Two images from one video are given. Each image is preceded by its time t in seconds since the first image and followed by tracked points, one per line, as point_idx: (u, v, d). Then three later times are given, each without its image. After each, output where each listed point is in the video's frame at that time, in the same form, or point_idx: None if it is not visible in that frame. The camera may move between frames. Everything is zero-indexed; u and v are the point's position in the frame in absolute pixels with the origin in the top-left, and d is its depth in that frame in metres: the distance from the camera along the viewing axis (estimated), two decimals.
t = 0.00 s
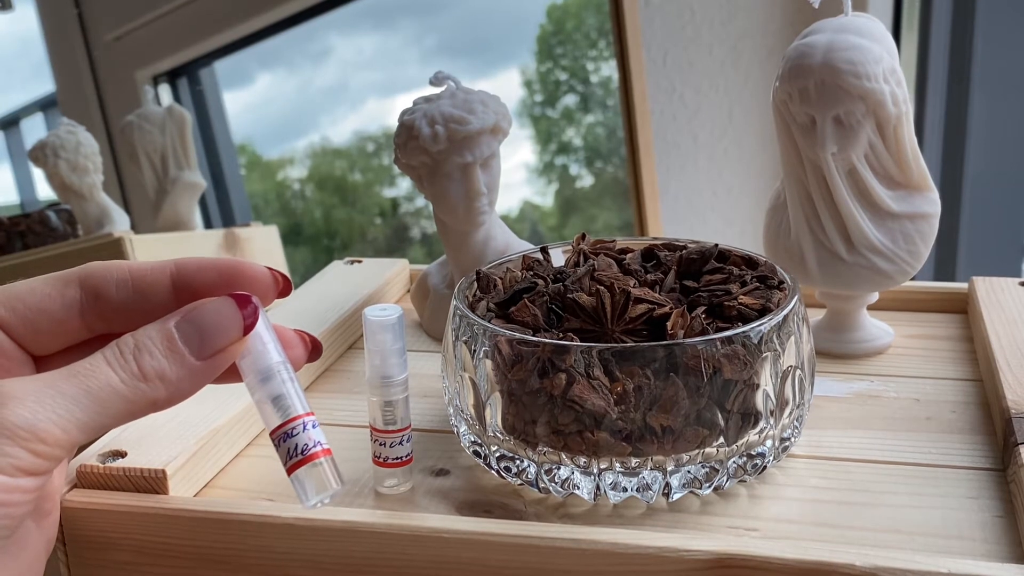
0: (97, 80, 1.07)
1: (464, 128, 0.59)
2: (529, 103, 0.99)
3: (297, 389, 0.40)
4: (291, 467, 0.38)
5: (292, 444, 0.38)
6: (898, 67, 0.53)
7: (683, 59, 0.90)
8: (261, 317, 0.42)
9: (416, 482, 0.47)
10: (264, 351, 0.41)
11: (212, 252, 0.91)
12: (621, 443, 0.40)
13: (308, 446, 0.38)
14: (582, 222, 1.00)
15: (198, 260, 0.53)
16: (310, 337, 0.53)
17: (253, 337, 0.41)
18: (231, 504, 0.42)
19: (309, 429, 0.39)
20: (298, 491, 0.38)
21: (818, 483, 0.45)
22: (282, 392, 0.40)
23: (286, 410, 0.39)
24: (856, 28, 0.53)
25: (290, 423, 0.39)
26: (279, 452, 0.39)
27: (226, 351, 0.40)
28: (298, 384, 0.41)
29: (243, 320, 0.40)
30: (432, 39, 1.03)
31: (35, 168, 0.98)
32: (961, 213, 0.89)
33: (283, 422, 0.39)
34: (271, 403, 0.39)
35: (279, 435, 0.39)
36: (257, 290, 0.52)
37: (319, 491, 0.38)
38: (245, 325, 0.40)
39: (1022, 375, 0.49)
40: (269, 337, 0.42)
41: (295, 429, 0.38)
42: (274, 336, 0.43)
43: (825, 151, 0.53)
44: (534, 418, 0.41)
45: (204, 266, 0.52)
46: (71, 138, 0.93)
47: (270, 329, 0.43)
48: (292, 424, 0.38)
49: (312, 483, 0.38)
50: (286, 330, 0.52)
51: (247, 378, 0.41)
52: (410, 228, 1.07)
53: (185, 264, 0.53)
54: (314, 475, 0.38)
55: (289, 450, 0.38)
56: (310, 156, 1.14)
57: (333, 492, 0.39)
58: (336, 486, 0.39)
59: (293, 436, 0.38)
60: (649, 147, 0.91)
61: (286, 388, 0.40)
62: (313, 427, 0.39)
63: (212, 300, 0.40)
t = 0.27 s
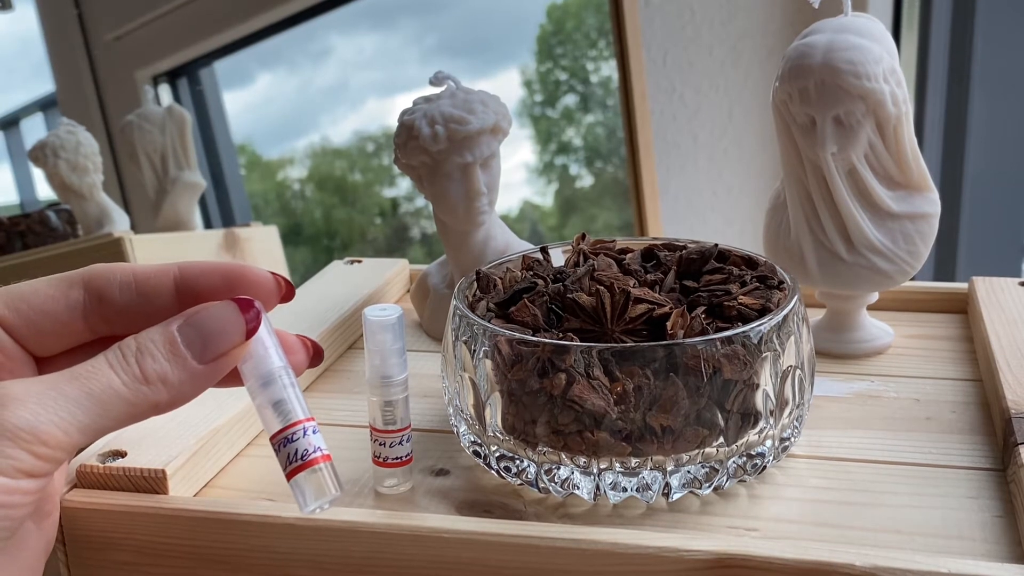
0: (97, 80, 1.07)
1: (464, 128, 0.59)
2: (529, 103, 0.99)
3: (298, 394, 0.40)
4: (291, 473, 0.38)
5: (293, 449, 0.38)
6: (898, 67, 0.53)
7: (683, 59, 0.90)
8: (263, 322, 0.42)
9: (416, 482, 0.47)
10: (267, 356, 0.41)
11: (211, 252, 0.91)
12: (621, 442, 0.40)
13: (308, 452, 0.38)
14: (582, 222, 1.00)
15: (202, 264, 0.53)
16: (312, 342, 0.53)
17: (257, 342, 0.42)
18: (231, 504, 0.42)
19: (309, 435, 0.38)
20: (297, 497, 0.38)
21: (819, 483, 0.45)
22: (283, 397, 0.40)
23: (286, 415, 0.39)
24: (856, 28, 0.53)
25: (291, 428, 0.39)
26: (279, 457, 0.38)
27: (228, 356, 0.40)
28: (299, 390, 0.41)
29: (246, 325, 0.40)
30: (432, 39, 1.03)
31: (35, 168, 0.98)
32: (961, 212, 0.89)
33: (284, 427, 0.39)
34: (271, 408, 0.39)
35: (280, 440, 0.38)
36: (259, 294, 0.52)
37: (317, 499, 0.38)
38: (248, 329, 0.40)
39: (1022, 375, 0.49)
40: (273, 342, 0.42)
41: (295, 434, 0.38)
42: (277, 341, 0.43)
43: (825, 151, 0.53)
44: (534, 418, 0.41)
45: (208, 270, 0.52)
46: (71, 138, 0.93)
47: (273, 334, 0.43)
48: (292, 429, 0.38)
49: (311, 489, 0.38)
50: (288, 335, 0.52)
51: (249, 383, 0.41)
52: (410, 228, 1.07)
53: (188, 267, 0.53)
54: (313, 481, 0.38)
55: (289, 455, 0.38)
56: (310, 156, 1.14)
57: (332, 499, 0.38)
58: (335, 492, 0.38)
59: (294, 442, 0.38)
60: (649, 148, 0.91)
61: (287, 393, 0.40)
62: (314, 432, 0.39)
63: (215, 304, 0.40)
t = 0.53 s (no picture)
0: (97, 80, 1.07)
1: (464, 128, 0.59)
2: (529, 103, 0.99)
3: (300, 398, 0.40)
4: (292, 476, 0.38)
5: (294, 452, 0.38)
6: (898, 67, 0.53)
7: (684, 59, 0.90)
8: (267, 326, 0.42)
9: (416, 481, 0.47)
10: (269, 359, 0.41)
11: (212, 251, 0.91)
12: (621, 442, 0.40)
13: (309, 455, 0.38)
14: (582, 222, 1.00)
15: (205, 266, 0.53)
16: (314, 345, 0.53)
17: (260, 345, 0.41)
18: (232, 504, 0.42)
19: (311, 438, 0.38)
20: (298, 500, 0.38)
21: (818, 483, 0.45)
22: (284, 400, 0.40)
23: (288, 418, 0.39)
24: (856, 28, 0.53)
25: (291, 431, 0.38)
26: (280, 459, 0.38)
27: (231, 358, 0.40)
28: (301, 394, 0.40)
29: (248, 327, 0.40)
30: (433, 39, 1.03)
31: (36, 168, 0.98)
32: (961, 212, 0.89)
33: (285, 430, 0.39)
34: (272, 410, 0.39)
35: (281, 443, 0.38)
36: (262, 297, 0.52)
37: (318, 502, 0.38)
38: (250, 331, 0.40)
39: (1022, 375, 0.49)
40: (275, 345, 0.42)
41: (296, 437, 0.38)
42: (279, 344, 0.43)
43: (825, 151, 0.53)
44: (534, 418, 0.41)
45: (211, 272, 0.53)
46: (71, 138, 0.93)
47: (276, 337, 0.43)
48: (293, 432, 0.38)
49: (311, 492, 0.38)
50: (290, 338, 0.52)
51: (250, 385, 0.41)
52: (410, 228, 1.07)
53: (192, 270, 0.53)
54: (314, 484, 0.38)
55: (289, 457, 0.38)
56: (310, 156, 1.14)
57: (332, 503, 0.38)
58: (336, 496, 0.38)
59: (295, 444, 0.38)
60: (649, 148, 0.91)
61: (289, 396, 0.40)
62: (315, 435, 0.39)
63: (217, 306, 0.40)
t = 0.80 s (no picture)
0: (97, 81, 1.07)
1: (464, 128, 0.59)
2: (529, 103, 0.99)
3: (302, 400, 0.40)
4: (294, 478, 0.38)
5: (296, 455, 0.38)
6: (898, 67, 0.53)
7: (684, 59, 0.90)
8: (270, 329, 0.42)
9: (416, 482, 0.47)
10: (272, 361, 0.41)
11: (212, 251, 0.91)
12: (621, 443, 0.40)
13: (312, 458, 0.38)
14: (582, 222, 1.00)
15: (209, 268, 0.53)
16: (316, 348, 0.53)
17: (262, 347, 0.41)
18: (232, 504, 0.42)
19: (314, 441, 0.38)
20: (300, 503, 0.38)
21: (818, 483, 0.45)
22: (287, 402, 0.39)
23: (290, 420, 0.39)
24: (856, 28, 0.53)
25: (294, 433, 0.38)
26: (282, 462, 0.38)
27: (234, 360, 0.40)
28: (304, 396, 0.40)
29: (252, 329, 0.40)
30: (433, 39, 1.03)
31: (36, 169, 0.98)
32: (961, 212, 0.89)
33: (288, 432, 0.38)
34: (275, 412, 0.39)
35: (284, 445, 0.38)
36: (266, 300, 0.52)
37: (320, 506, 0.38)
38: (254, 333, 0.40)
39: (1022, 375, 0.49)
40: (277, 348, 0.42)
41: (299, 439, 0.38)
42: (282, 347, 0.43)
43: (825, 151, 0.53)
44: (534, 418, 0.41)
45: (215, 274, 0.53)
46: (71, 138, 0.93)
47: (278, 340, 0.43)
48: (296, 434, 0.38)
49: (314, 495, 0.38)
50: (293, 341, 0.52)
51: (252, 387, 0.41)
52: (410, 228, 1.07)
53: (196, 272, 0.53)
54: (316, 487, 0.38)
55: (292, 460, 0.38)
56: (310, 156, 1.14)
57: (335, 506, 0.38)
58: (337, 499, 0.38)
59: (298, 447, 0.38)
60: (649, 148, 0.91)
61: (291, 398, 0.40)
62: (318, 438, 0.39)
63: (221, 308, 0.40)
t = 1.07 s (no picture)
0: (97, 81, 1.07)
1: (464, 128, 0.59)
2: (529, 103, 0.99)
3: (305, 403, 0.40)
4: (296, 481, 0.38)
5: (299, 457, 0.38)
6: (898, 67, 0.53)
7: (683, 59, 0.90)
8: (274, 332, 0.42)
9: (416, 482, 0.47)
10: (275, 364, 0.41)
11: (212, 251, 0.91)
12: (621, 443, 0.40)
13: (315, 461, 0.38)
14: (582, 222, 1.00)
15: (213, 271, 0.53)
16: (318, 352, 0.53)
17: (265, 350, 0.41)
18: (232, 504, 0.42)
19: (316, 444, 0.38)
20: (302, 506, 0.38)
21: (818, 482, 0.45)
22: (289, 405, 0.40)
23: (293, 423, 0.39)
24: (856, 28, 0.53)
25: (297, 436, 0.38)
26: (285, 465, 0.38)
27: (239, 363, 0.40)
28: (307, 399, 0.40)
29: (256, 332, 0.40)
30: (433, 39, 1.03)
31: (36, 169, 0.98)
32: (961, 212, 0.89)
33: (291, 435, 0.39)
34: (278, 415, 0.39)
35: (287, 447, 0.38)
36: (270, 303, 0.52)
37: (322, 508, 0.38)
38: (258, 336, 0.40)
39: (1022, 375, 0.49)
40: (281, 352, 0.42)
41: (302, 442, 0.38)
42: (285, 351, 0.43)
43: (825, 151, 0.53)
44: (534, 418, 0.41)
45: (219, 277, 0.53)
46: (71, 138, 0.93)
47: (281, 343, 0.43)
48: (299, 437, 0.38)
49: (316, 498, 0.38)
50: (295, 345, 0.52)
51: (255, 390, 0.41)
52: (410, 228, 1.07)
53: (200, 274, 0.53)
54: (318, 490, 0.38)
55: (295, 463, 0.38)
56: (310, 156, 1.14)
57: (337, 508, 0.38)
58: (340, 502, 0.38)
59: (300, 449, 0.38)
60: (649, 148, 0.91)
61: (294, 401, 0.40)
62: (320, 441, 0.39)
63: (226, 311, 0.40)
